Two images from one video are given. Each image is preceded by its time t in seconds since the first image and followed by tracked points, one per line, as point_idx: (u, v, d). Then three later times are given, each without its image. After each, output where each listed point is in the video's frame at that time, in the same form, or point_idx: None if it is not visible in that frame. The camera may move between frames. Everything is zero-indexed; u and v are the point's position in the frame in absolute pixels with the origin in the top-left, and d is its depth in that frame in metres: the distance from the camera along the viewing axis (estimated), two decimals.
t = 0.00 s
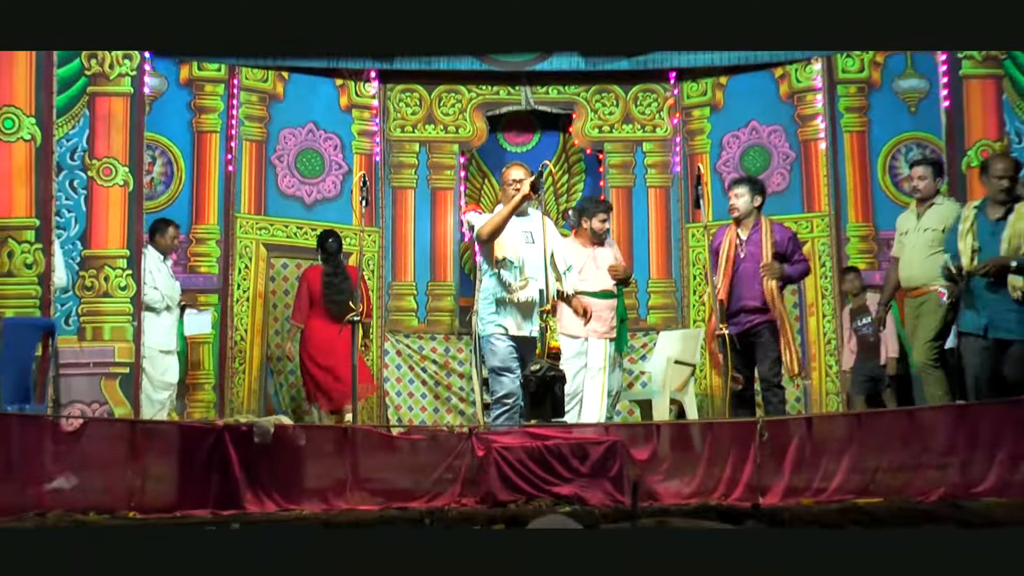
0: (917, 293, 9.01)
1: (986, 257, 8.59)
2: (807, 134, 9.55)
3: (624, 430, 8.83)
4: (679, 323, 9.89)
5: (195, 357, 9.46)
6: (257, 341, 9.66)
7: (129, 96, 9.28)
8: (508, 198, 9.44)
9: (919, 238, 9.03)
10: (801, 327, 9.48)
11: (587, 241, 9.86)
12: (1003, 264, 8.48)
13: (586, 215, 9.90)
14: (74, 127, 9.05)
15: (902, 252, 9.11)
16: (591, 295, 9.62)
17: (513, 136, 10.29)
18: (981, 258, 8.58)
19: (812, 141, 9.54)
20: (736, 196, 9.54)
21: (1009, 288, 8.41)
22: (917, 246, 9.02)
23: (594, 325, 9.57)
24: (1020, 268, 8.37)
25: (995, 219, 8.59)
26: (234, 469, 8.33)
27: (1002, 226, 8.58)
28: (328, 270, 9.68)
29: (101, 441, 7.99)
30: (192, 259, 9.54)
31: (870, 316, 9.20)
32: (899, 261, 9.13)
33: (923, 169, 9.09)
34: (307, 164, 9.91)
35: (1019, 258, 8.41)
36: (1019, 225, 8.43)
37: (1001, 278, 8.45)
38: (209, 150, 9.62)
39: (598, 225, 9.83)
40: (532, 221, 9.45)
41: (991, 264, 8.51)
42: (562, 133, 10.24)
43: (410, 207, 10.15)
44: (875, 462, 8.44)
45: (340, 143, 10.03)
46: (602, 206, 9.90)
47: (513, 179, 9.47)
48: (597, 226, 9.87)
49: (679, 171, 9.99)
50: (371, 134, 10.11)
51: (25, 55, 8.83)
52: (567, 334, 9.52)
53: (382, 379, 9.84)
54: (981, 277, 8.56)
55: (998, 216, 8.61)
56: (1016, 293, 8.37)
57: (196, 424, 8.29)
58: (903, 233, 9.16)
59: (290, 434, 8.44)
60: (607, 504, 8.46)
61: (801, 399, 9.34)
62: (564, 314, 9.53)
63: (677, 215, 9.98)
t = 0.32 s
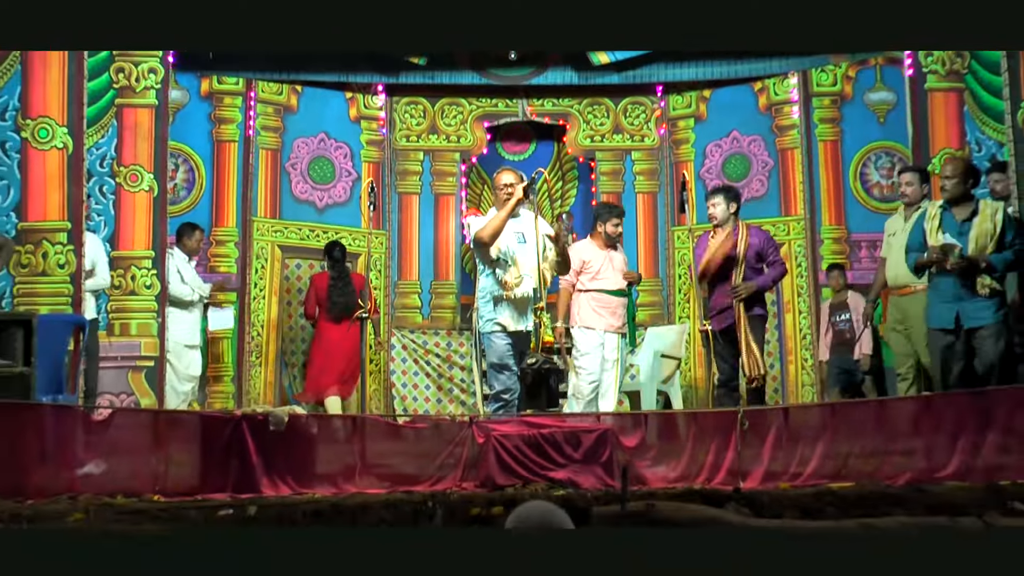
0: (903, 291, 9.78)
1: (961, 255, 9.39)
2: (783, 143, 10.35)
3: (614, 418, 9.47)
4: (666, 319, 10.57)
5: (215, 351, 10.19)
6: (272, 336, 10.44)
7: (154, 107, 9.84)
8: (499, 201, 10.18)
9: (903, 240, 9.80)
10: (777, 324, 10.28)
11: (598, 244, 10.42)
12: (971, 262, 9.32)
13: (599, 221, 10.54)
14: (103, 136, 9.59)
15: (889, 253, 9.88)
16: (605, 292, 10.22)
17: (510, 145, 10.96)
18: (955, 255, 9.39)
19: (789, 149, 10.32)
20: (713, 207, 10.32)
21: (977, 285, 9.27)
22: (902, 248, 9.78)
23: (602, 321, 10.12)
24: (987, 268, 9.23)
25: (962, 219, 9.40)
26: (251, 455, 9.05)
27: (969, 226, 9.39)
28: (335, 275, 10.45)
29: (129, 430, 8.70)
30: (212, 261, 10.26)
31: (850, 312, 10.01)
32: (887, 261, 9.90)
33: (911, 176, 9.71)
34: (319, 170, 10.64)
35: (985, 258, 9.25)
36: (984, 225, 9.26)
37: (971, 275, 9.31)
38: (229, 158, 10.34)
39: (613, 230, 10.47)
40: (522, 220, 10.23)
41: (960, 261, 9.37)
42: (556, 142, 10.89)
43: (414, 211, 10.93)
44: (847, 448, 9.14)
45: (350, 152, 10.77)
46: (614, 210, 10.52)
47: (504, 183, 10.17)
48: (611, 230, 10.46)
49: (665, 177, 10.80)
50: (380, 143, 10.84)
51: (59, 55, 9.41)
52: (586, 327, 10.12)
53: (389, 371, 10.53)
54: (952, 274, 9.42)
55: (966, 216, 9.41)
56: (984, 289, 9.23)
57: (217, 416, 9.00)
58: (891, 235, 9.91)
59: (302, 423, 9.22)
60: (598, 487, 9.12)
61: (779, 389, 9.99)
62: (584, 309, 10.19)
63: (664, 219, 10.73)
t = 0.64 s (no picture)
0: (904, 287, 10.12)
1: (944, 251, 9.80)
2: (768, 151, 10.94)
3: (606, 411, 10.01)
4: (655, 316, 11.19)
5: (228, 348, 10.70)
6: (284, 330, 10.90)
7: (171, 115, 10.39)
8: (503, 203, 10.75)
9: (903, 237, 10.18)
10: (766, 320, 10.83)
11: (609, 245, 10.77)
12: (954, 260, 9.71)
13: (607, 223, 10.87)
14: (123, 142, 10.21)
15: (891, 253, 10.29)
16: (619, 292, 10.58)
17: (508, 152, 11.51)
18: (938, 252, 9.79)
19: (773, 156, 10.91)
20: (715, 210, 10.74)
21: (958, 282, 9.68)
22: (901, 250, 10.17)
23: (615, 321, 10.47)
24: (968, 266, 9.64)
25: (949, 219, 9.81)
26: (261, 444, 9.69)
27: (953, 225, 9.80)
28: (346, 280, 10.96)
29: (146, 423, 9.37)
30: (225, 262, 10.81)
31: (848, 310, 10.47)
32: (889, 259, 10.32)
33: (910, 179, 10.18)
34: (327, 175, 11.19)
35: (967, 256, 9.66)
36: (969, 226, 9.67)
37: (953, 274, 9.72)
38: (241, 163, 10.88)
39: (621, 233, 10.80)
40: (524, 223, 10.86)
41: (943, 257, 9.76)
42: (552, 149, 11.44)
43: (417, 213, 11.45)
44: (828, 440, 9.67)
45: (356, 158, 11.31)
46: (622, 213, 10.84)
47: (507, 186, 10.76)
48: (615, 233, 10.81)
49: (656, 181, 11.34)
50: (385, 148, 11.40)
51: (82, 66, 9.96)
52: (602, 327, 10.46)
53: (393, 365, 11.11)
54: (937, 269, 9.79)
55: (953, 215, 9.83)
56: (964, 287, 9.64)
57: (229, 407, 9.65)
58: (892, 236, 10.32)
59: (310, 415, 9.81)
60: (592, 476, 9.67)
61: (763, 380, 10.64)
62: (598, 308, 10.51)
63: (655, 221, 11.34)
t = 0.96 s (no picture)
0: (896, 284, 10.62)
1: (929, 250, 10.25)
2: (755, 157, 11.55)
3: (601, 404, 10.51)
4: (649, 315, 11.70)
5: (242, 346, 11.25)
6: (294, 327, 11.53)
7: (187, 122, 10.90)
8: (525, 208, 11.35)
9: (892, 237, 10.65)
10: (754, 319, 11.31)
11: (625, 248, 11.31)
12: (939, 258, 10.19)
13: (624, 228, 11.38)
14: (142, 148, 10.70)
15: (883, 251, 10.72)
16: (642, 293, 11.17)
17: (508, 158, 12.04)
18: (923, 250, 10.27)
19: (760, 161, 11.52)
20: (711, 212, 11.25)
21: (944, 279, 10.14)
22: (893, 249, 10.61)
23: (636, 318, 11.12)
24: (953, 264, 10.10)
25: (938, 219, 10.23)
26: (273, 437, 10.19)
27: (943, 225, 10.22)
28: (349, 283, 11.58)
29: (163, 415, 9.94)
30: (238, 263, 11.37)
31: (839, 308, 10.99)
32: (881, 258, 10.75)
33: (900, 181, 10.56)
34: (335, 179, 11.78)
35: (953, 255, 10.14)
36: (956, 226, 10.14)
37: (938, 271, 10.18)
38: (253, 169, 11.42)
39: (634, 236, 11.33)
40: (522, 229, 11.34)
41: (929, 255, 10.24)
42: (550, 155, 11.97)
43: (421, 215, 11.98)
44: (812, 431, 10.19)
45: (363, 163, 11.89)
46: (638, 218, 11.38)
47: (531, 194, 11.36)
48: (633, 237, 11.36)
49: (649, 184, 11.91)
50: (391, 154, 11.97)
51: (103, 74, 10.49)
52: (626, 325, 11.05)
53: (398, 361, 11.71)
54: (923, 267, 10.27)
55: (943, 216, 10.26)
56: (950, 284, 10.10)
57: (242, 401, 10.20)
58: (885, 236, 10.73)
59: (319, 408, 10.34)
60: (588, 466, 10.19)
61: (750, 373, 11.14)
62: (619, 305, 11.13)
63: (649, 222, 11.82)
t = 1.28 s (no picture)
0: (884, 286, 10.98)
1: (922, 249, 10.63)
2: (744, 161, 12.04)
3: (597, 399, 10.97)
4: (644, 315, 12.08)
5: (253, 342, 11.74)
6: (300, 325, 11.97)
7: (199, 128, 11.41)
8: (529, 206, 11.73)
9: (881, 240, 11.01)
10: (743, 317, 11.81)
11: (636, 247, 11.68)
12: (931, 258, 10.55)
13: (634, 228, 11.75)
14: (156, 153, 11.23)
15: (871, 251, 11.12)
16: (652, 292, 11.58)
17: (508, 162, 12.52)
18: (915, 249, 10.65)
19: (750, 165, 11.99)
20: (697, 214, 11.82)
21: (935, 278, 10.47)
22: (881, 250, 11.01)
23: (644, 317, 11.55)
24: (944, 264, 10.44)
25: (929, 220, 10.61)
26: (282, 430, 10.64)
27: (934, 225, 10.60)
28: (343, 285, 12.21)
29: (177, 408, 10.42)
30: (248, 263, 11.89)
31: (828, 306, 11.48)
32: (869, 258, 11.18)
33: (887, 185, 10.98)
34: (342, 182, 12.30)
35: (944, 255, 10.48)
36: (947, 226, 10.45)
37: (929, 271, 10.52)
38: (263, 172, 11.96)
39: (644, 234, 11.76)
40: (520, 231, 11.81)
41: (921, 255, 10.62)
42: (547, 158, 12.47)
43: (423, 217, 12.44)
44: (800, 425, 10.55)
45: (369, 167, 12.40)
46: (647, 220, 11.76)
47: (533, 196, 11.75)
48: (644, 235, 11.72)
49: (643, 187, 12.34)
50: (395, 158, 12.45)
51: (120, 84, 10.82)
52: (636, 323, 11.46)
53: (402, 358, 12.10)
54: (915, 265, 10.62)
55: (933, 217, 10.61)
56: (941, 283, 10.41)
57: (251, 396, 10.63)
58: (872, 236, 11.10)
59: (325, 403, 10.76)
60: (585, 458, 10.60)
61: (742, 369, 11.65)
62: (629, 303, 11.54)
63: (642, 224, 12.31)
